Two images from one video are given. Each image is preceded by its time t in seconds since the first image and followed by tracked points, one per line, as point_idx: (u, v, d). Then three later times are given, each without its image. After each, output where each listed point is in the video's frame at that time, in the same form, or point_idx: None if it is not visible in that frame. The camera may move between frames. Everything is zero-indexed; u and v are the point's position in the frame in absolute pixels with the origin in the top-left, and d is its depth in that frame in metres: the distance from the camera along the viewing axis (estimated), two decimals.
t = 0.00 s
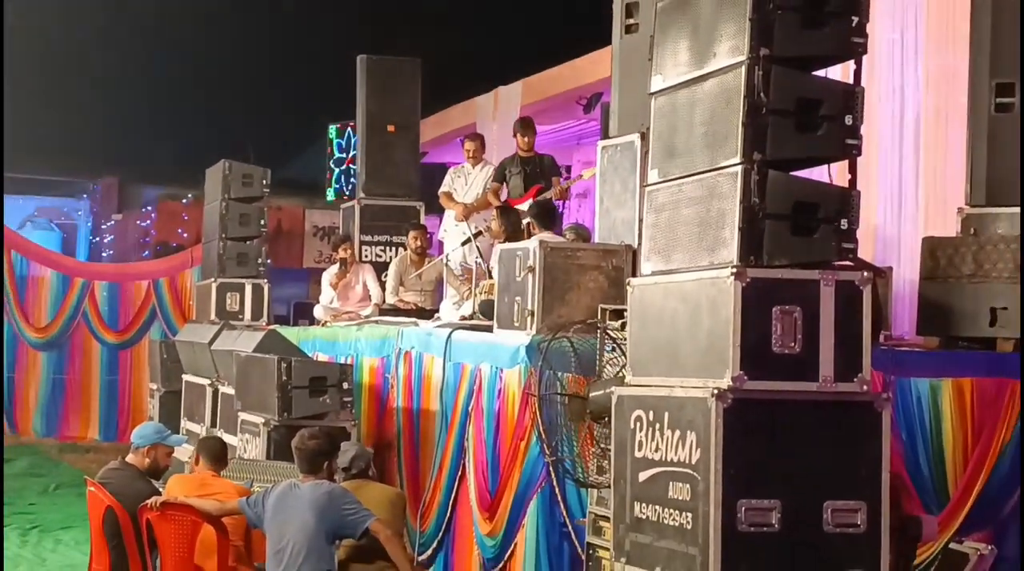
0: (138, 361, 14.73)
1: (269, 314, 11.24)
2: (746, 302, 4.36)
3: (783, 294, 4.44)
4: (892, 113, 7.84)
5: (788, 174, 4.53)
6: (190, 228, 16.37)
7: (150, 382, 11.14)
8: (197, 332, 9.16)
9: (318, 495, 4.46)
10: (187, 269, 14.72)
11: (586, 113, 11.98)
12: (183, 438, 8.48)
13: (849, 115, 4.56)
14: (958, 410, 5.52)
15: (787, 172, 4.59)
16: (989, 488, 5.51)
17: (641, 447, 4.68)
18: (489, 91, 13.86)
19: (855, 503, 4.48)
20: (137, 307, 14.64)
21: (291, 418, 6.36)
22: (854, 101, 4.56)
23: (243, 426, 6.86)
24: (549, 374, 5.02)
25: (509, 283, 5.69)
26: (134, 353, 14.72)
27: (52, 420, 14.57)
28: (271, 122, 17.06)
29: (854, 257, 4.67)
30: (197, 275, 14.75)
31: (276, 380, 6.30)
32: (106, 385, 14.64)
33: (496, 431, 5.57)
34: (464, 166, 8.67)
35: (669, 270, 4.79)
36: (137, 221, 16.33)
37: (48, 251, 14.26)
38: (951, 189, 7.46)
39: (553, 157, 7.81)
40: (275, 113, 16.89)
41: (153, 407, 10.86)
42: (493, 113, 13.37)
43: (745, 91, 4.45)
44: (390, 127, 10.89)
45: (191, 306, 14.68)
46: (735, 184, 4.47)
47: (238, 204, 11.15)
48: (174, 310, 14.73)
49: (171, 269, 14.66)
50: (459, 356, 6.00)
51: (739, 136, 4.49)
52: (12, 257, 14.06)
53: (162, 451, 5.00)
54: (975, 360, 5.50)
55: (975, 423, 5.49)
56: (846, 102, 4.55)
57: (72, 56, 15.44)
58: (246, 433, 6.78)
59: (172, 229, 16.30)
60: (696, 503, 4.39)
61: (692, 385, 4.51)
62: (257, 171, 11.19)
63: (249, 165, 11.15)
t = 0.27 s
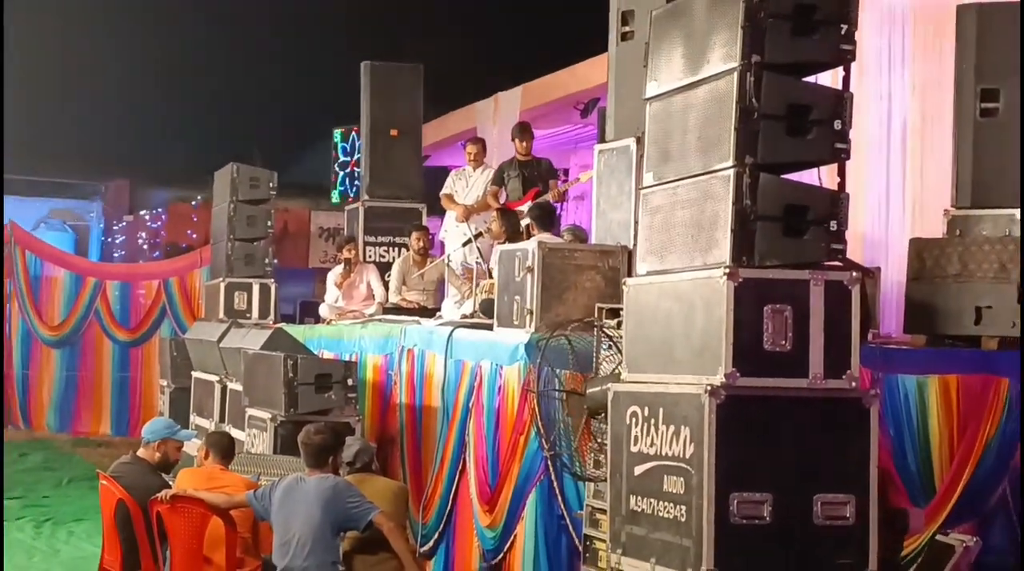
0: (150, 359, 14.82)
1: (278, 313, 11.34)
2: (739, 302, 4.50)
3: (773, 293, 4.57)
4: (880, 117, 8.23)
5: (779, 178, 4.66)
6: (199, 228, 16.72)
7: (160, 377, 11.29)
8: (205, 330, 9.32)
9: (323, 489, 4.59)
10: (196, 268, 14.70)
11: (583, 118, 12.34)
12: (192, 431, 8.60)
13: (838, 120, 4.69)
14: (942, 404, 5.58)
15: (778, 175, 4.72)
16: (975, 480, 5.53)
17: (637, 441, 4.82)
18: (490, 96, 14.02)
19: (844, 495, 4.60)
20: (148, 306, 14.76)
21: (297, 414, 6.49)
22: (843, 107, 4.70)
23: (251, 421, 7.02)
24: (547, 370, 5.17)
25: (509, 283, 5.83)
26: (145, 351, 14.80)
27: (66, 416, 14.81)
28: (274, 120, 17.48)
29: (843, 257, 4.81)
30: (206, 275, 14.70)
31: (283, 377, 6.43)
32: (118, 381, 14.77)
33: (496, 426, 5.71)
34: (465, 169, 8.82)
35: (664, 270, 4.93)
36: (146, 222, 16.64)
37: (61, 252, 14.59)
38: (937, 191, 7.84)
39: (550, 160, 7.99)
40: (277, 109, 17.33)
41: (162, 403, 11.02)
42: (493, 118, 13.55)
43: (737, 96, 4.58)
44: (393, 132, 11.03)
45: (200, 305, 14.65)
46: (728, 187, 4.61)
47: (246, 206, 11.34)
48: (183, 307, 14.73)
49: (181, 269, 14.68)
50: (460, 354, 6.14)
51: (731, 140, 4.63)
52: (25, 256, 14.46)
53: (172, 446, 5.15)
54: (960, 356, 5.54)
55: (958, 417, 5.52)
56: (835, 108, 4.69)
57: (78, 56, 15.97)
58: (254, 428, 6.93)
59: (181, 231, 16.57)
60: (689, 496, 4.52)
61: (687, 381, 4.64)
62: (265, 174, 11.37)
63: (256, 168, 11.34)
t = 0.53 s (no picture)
0: (161, 356, 15.01)
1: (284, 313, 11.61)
2: (732, 302, 4.64)
3: (765, 294, 4.72)
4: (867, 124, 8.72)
5: (770, 182, 4.81)
6: (210, 231, 17.29)
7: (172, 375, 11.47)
8: (215, 329, 9.50)
9: (329, 482, 4.74)
10: (207, 270, 14.88)
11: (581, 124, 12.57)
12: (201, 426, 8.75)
13: (828, 126, 4.84)
14: (929, 402, 5.66)
15: (770, 179, 4.87)
16: (960, 475, 5.58)
17: (633, 435, 4.97)
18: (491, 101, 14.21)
19: (834, 490, 4.74)
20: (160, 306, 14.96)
21: (304, 410, 6.66)
22: (832, 113, 4.83)
23: (258, 418, 7.18)
24: (546, 369, 5.28)
25: (509, 284, 5.99)
26: (156, 349, 15.00)
27: (79, 412, 14.93)
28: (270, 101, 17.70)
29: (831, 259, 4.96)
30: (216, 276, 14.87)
31: (290, 374, 6.58)
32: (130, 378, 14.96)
33: (497, 422, 5.86)
34: (467, 173, 8.98)
35: (659, 272, 5.09)
36: (160, 225, 17.34)
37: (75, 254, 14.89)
38: (922, 195, 8.36)
39: (550, 165, 8.11)
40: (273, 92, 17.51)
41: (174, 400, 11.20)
42: (493, 124, 13.71)
43: (729, 103, 4.74)
44: (397, 137, 11.22)
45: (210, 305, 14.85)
46: (721, 191, 4.77)
47: (254, 209, 11.53)
48: (193, 306, 14.93)
49: (191, 270, 14.90)
50: (462, 352, 6.30)
51: (724, 145, 4.79)
52: (41, 258, 14.78)
53: (183, 441, 5.31)
54: (947, 354, 5.67)
55: (945, 412, 5.61)
56: (824, 114, 4.83)
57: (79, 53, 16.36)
58: (262, 424, 7.08)
59: (192, 233, 17.15)
60: (684, 491, 4.66)
61: (681, 379, 4.78)
62: (272, 177, 11.59)
63: (265, 172, 11.57)
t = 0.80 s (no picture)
0: (172, 355, 15.16)
1: (292, 312, 11.63)
2: (725, 301, 4.79)
3: (758, 293, 4.86)
4: (858, 128, 9.02)
5: (762, 185, 4.95)
6: (218, 232, 17.62)
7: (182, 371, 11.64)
8: (224, 327, 9.66)
9: (334, 476, 4.89)
10: (217, 269, 15.26)
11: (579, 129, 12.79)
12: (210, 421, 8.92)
13: (817, 131, 4.98)
14: (915, 398, 5.85)
15: (761, 182, 5.02)
16: (946, 469, 5.77)
17: (629, 431, 5.11)
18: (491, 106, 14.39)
19: (824, 483, 4.88)
20: (171, 305, 15.21)
21: (310, 406, 6.81)
22: (821, 118, 4.98)
23: (265, 413, 7.33)
24: (544, 365, 5.51)
25: (508, 283, 6.15)
26: (167, 348, 15.15)
27: (92, 409, 15.07)
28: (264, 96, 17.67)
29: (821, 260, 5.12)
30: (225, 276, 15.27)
31: (297, 371, 6.74)
32: (142, 375, 15.13)
33: (497, 418, 6.02)
34: (469, 177, 9.13)
35: (654, 271, 5.24)
36: (169, 227, 17.49)
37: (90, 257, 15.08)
38: (910, 199, 8.58)
39: (550, 170, 8.26)
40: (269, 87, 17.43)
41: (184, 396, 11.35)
42: (493, 129, 13.87)
43: (722, 109, 4.90)
44: (400, 142, 11.39)
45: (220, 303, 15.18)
46: (714, 194, 4.92)
47: (262, 211, 11.69)
48: (202, 305, 15.23)
49: (201, 270, 15.27)
50: (463, 350, 6.46)
51: (717, 149, 4.94)
52: (55, 259, 14.97)
53: (192, 436, 5.44)
54: (932, 352, 5.86)
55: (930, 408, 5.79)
56: (813, 119, 4.98)
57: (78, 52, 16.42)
58: (268, 420, 7.23)
59: (202, 234, 17.40)
60: (678, 484, 4.81)
61: (676, 376, 4.93)
62: (279, 181, 11.72)
63: (272, 175, 11.70)
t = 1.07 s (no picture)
0: (184, 353, 15.38)
1: (300, 312, 11.78)
2: (717, 301, 4.96)
3: (749, 294, 5.03)
4: (847, 132, 9.45)
5: (754, 189, 5.11)
6: (228, 234, 18.45)
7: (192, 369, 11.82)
8: (233, 326, 9.84)
9: (339, 470, 5.05)
10: (227, 270, 15.46)
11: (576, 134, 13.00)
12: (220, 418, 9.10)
13: (807, 136, 5.15)
14: (902, 394, 6.01)
15: (752, 186, 5.18)
16: (931, 464, 5.86)
17: (625, 425, 5.28)
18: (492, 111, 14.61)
19: (813, 476, 5.03)
20: (182, 304, 15.42)
21: (316, 402, 6.96)
22: (811, 124, 5.15)
23: (274, 410, 7.50)
24: (543, 363, 5.72)
25: (508, 284, 6.33)
26: (178, 346, 15.37)
27: (105, 405, 15.30)
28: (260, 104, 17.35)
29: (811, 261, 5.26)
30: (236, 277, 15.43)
31: (304, 368, 6.89)
32: (154, 372, 15.34)
33: (497, 414, 6.20)
34: (471, 181, 9.31)
35: (649, 272, 5.42)
36: (181, 231, 18.58)
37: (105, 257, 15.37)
38: (896, 199, 9.02)
39: (554, 175, 8.36)
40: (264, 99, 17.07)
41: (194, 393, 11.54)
42: (494, 133, 14.04)
43: (714, 115, 5.07)
44: (404, 147, 11.60)
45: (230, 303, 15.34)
46: (707, 197, 5.09)
47: (270, 214, 11.88)
48: (213, 303, 15.41)
49: (212, 271, 15.46)
50: (464, 348, 6.63)
51: (710, 153, 5.11)
52: (70, 260, 15.21)
53: (203, 431, 5.66)
54: (918, 351, 6.02)
55: (916, 404, 5.94)
56: (803, 125, 5.14)
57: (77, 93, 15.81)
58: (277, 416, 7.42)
59: (212, 236, 18.25)
60: (672, 477, 4.97)
61: (670, 373, 5.10)
62: (287, 185, 11.90)
63: (280, 179, 11.87)
